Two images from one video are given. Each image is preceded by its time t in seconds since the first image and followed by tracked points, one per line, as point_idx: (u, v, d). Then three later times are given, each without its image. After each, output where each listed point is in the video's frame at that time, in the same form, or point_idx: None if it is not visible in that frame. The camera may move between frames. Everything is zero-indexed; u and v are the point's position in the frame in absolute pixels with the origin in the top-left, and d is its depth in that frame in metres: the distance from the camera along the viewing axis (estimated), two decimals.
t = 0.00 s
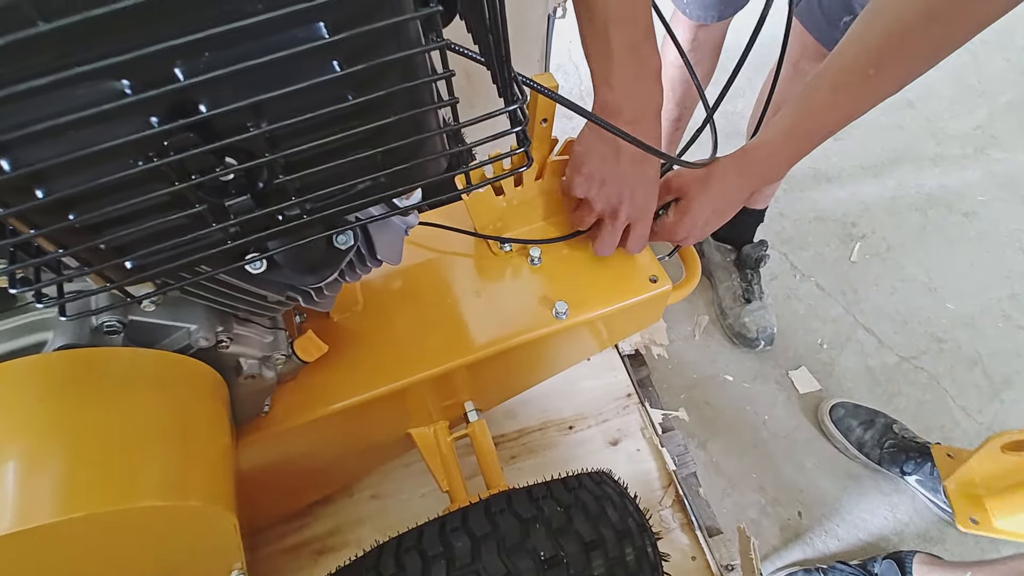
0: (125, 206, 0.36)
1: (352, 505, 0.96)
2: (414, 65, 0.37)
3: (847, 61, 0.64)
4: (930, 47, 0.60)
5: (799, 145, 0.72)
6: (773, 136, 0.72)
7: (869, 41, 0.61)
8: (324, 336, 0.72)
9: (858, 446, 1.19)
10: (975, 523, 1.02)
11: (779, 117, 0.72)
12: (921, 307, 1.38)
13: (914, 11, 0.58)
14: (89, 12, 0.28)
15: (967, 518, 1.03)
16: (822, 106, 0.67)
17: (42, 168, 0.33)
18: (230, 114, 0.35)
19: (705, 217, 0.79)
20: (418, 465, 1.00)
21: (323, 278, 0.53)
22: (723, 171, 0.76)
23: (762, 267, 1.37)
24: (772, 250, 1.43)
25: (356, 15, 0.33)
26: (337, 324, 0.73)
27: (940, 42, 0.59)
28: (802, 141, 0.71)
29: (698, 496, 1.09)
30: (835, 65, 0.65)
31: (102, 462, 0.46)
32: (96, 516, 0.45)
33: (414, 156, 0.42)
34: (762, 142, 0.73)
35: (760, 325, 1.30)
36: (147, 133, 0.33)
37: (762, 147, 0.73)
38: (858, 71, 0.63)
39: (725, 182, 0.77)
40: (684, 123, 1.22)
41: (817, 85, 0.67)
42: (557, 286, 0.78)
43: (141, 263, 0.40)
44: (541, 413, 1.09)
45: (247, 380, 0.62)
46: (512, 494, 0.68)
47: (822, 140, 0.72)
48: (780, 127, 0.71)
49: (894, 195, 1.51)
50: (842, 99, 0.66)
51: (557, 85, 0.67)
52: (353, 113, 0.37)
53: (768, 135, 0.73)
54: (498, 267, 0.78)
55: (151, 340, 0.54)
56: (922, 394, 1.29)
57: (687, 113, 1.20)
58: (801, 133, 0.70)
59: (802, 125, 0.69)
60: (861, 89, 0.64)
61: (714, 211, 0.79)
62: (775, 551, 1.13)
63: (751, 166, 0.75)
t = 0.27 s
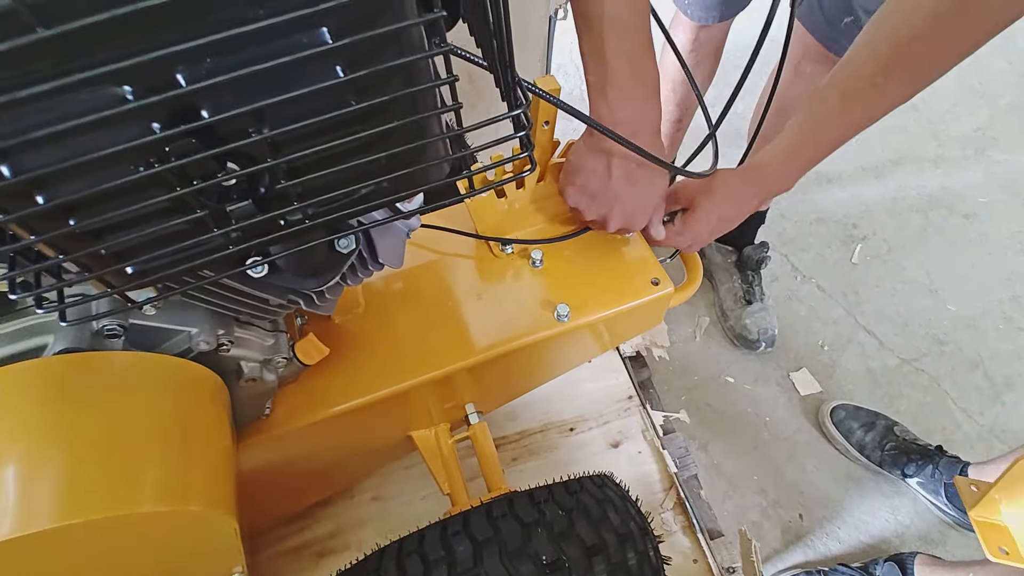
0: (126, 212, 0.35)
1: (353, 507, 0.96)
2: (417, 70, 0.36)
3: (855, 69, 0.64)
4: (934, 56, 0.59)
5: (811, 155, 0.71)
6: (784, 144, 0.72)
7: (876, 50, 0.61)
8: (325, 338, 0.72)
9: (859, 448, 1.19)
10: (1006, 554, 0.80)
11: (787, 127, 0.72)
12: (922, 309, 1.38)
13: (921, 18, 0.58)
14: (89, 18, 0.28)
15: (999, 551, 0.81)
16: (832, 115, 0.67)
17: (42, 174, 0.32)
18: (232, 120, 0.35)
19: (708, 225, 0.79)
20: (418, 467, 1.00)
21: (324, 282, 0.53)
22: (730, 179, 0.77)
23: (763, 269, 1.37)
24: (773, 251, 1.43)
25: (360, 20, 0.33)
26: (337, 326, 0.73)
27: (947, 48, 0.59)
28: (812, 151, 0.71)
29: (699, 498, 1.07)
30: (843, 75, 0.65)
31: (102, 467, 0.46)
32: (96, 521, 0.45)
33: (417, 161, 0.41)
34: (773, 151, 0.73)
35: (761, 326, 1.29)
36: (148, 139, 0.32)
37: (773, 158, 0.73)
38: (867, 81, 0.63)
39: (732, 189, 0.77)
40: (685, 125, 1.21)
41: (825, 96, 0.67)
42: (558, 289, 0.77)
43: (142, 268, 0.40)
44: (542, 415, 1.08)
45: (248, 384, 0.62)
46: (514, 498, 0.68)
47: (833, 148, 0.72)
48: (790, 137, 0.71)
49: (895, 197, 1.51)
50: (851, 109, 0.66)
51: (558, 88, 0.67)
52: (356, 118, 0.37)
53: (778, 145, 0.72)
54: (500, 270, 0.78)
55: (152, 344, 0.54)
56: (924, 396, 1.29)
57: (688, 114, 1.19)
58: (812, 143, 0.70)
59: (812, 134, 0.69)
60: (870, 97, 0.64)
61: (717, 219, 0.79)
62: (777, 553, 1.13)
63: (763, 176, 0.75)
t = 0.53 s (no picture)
0: (126, 213, 0.35)
1: (352, 508, 0.96)
2: (420, 72, 0.36)
3: (864, 80, 0.64)
4: (942, 64, 0.59)
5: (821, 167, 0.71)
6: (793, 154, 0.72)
7: (885, 61, 0.61)
8: (325, 339, 0.72)
9: (860, 450, 1.19)
10: (1002, 526, 0.91)
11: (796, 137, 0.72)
12: (923, 311, 1.37)
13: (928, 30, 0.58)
14: (89, 19, 0.28)
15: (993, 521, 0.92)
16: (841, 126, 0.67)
17: (42, 176, 0.32)
18: (233, 122, 0.34)
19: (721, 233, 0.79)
20: (418, 468, 1.00)
21: (325, 284, 0.53)
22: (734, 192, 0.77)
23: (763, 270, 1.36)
24: (773, 253, 1.43)
25: (362, 22, 0.33)
26: (338, 327, 0.73)
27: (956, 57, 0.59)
28: (822, 162, 0.71)
29: (699, 500, 1.07)
30: (852, 85, 0.65)
31: (102, 469, 0.46)
32: (95, 524, 0.44)
33: (419, 163, 0.41)
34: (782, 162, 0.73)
35: (762, 328, 1.29)
36: (149, 140, 0.32)
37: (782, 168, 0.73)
38: (876, 92, 0.63)
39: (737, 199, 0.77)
40: (686, 126, 1.21)
41: (833, 107, 0.67)
42: (559, 290, 0.77)
43: (142, 270, 0.40)
44: (542, 416, 1.08)
45: (248, 385, 0.62)
46: (514, 500, 0.68)
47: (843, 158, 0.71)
48: (799, 148, 0.71)
49: (896, 198, 1.51)
50: (860, 121, 0.66)
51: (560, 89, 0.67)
52: (358, 120, 0.37)
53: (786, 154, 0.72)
54: (500, 271, 0.78)
55: (152, 345, 0.53)
56: (924, 399, 1.29)
57: (689, 115, 1.19)
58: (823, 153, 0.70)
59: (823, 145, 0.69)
60: (879, 108, 0.64)
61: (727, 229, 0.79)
62: (777, 555, 1.13)
63: (775, 189, 0.74)
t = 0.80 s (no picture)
0: (125, 209, 0.35)
1: (352, 508, 0.95)
2: (421, 66, 0.36)
3: (866, 82, 0.63)
4: (947, 64, 0.59)
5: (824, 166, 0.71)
6: (794, 155, 0.72)
7: (887, 62, 0.61)
8: (325, 338, 0.72)
9: (862, 452, 1.19)
10: (1008, 504, 0.87)
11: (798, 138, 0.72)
12: (925, 311, 1.37)
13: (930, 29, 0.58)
14: (86, 11, 0.27)
15: (998, 499, 0.88)
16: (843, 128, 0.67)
17: (39, 170, 0.32)
18: (233, 116, 0.34)
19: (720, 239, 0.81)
20: (419, 468, 1.00)
21: (325, 282, 0.52)
22: (731, 200, 0.79)
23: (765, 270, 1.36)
24: (775, 253, 1.43)
25: (362, 15, 0.33)
26: (338, 326, 0.72)
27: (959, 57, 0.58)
28: (825, 162, 0.70)
29: (701, 501, 1.07)
30: (854, 86, 0.65)
31: (100, 468, 0.45)
32: (93, 524, 0.44)
33: (421, 159, 0.41)
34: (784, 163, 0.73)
35: (763, 329, 1.29)
36: (148, 135, 0.32)
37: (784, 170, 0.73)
38: (878, 93, 0.63)
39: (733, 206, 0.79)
40: (687, 125, 1.21)
41: (836, 109, 0.66)
42: (560, 290, 0.77)
43: (141, 267, 0.39)
44: (543, 417, 1.08)
45: (248, 384, 0.61)
46: (515, 501, 0.67)
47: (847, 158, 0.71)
48: (802, 150, 0.71)
49: (898, 199, 1.50)
50: (863, 123, 0.65)
51: (561, 88, 0.67)
52: (358, 115, 0.37)
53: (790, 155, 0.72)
54: (501, 270, 0.78)
55: (151, 343, 0.53)
56: (926, 400, 1.28)
57: (690, 115, 1.19)
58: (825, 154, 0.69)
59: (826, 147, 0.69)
60: (882, 109, 0.64)
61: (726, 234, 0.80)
62: (779, 556, 1.12)
63: (779, 190, 0.75)
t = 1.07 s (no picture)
0: (125, 206, 0.35)
1: (350, 507, 0.96)
2: (418, 66, 0.36)
3: (865, 83, 0.64)
4: (942, 66, 0.59)
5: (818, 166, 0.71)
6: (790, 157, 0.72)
7: (884, 61, 0.62)
8: (324, 336, 0.72)
9: (859, 451, 1.19)
10: (1004, 511, 0.86)
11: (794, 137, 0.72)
12: (923, 312, 1.37)
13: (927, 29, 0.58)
14: (87, 11, 0.28)
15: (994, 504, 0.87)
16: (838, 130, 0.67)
17: (40, 167, 0.32)
18: (231, 115, 0.34)
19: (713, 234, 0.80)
20: (417, 467, 1.00)
21: (323, 280, 0.53)
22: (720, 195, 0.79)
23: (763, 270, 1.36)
24: (773, 253, 1.43)
25: (359, 16, 0.33)
26: (337, 324, 0.73)
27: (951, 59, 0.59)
28: (819, 163, 0.71)
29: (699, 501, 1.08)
30: (851, 86, 0.65)
31: (99, 465, 0.46)
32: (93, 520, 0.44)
33: (418, 157, 0.41)
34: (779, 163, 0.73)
35: (761, 329, 1.29)
36: (147, 132, 0.32)
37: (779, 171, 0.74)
38: (874, 93, 0.63)
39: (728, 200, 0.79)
40: (686, 126, 1.21)
41: (832, 108, 0.67)
42: (558, 289, 0.77)
43: (141, 264, 0.40)
44: (541, 415, 1.08)
45: (246, 381, 0.62)
46: (512, 499, 0.68)
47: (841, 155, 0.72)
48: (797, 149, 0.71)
49: (896, 200, 1.51)
50: (857, 122, 0.66)
51: (559, 88, 0.67)
52: (355, 114, 0.37)
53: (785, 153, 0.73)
54: (499, 269, 0.78)
55: (150, 340, 0.53)
56: (924, 400, 1.29)
57: (689, 116, 1.19)
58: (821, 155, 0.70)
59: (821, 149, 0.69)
60: (877, 111, 0.64)
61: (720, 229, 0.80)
62: (776, 556, 1.13)
63: (773, 188, 0.75)
